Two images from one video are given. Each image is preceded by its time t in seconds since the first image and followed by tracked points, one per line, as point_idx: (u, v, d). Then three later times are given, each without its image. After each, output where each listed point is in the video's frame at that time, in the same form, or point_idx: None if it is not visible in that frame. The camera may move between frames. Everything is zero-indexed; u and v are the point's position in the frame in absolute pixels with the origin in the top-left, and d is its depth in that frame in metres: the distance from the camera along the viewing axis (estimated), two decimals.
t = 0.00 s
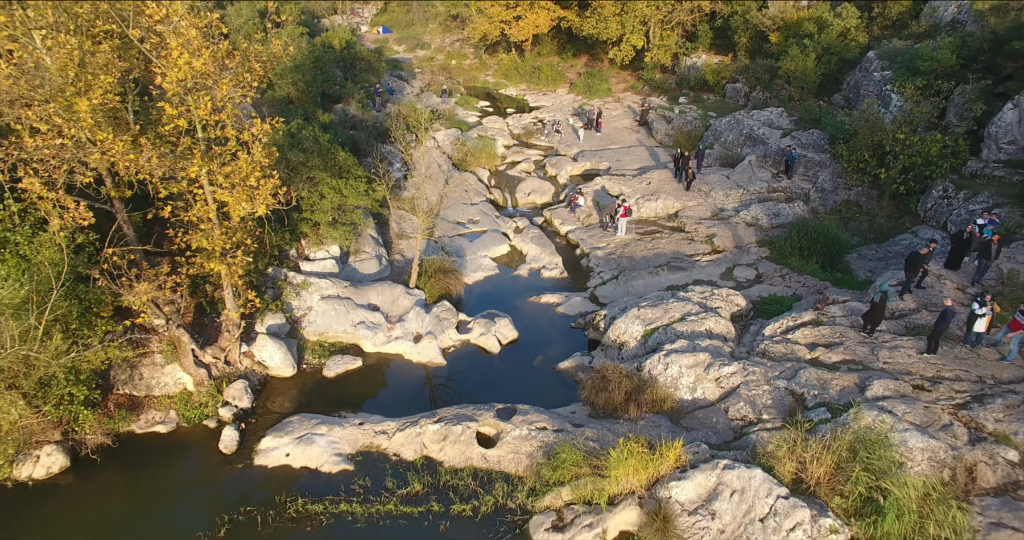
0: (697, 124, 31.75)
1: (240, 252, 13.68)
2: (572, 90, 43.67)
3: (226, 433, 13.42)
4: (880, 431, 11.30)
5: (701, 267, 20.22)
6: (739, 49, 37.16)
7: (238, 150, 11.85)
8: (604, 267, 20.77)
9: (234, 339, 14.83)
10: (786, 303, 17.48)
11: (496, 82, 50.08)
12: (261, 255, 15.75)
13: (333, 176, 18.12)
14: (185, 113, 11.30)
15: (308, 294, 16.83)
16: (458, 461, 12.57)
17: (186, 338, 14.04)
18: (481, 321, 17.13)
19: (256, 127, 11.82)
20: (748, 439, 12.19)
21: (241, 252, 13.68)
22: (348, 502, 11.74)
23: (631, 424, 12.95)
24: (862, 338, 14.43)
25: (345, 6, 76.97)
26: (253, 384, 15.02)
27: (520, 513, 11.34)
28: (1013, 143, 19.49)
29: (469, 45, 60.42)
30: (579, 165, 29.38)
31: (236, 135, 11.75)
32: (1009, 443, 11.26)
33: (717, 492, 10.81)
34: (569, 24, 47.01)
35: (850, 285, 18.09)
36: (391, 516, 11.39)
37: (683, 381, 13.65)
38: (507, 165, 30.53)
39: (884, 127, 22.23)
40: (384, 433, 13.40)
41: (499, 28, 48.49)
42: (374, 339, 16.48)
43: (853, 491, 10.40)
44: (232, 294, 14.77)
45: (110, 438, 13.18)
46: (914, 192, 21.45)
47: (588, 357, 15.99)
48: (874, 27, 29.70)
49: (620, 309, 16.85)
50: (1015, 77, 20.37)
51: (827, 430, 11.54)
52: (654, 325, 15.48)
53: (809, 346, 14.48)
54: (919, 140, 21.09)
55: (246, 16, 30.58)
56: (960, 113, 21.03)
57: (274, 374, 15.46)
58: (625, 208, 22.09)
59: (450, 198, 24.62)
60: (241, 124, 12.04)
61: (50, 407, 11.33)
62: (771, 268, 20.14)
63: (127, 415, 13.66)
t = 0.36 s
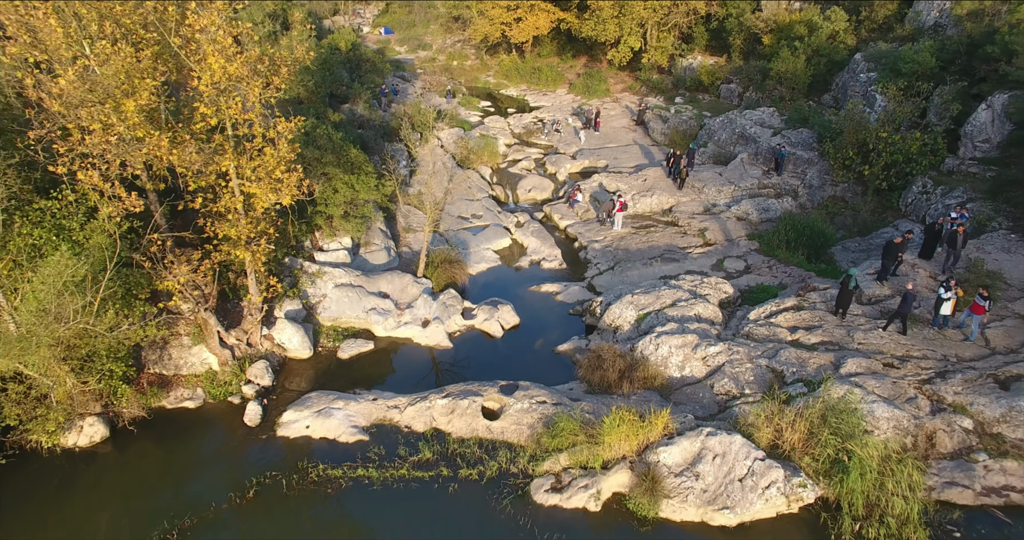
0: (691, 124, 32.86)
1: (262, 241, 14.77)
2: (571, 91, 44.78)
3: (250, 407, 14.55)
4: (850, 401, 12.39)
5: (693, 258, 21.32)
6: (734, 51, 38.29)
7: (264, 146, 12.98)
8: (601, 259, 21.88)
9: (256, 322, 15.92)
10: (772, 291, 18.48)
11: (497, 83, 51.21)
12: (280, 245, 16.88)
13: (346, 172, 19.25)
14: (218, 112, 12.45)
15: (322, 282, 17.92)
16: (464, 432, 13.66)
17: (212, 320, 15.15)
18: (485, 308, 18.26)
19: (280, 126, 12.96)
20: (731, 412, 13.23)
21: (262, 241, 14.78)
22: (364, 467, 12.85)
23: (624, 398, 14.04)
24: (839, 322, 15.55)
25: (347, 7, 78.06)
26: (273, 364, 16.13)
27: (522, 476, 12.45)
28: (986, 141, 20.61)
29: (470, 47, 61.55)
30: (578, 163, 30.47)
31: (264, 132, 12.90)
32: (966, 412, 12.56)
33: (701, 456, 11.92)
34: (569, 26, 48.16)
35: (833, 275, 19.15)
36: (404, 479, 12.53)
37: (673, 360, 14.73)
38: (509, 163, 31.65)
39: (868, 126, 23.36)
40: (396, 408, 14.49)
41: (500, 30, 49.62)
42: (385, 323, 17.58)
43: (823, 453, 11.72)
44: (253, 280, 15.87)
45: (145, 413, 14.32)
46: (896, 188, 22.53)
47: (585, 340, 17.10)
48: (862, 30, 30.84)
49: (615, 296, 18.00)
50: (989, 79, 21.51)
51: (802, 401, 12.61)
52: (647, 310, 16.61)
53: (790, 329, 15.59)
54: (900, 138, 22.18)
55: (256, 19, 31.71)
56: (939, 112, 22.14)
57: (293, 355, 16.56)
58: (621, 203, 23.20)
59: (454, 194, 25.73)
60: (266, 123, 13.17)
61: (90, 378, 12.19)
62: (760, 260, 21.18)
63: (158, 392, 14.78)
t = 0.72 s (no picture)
0: (687, 124, 33.85)
1: (280, 232, 15.70)
2: (571, 91, 45.76)
3: (269, 387, 15.54)
4: (827, 380, 13.36)
5: (687, 252, 22.30)
6: (729, 53, 39.31)
7: (284, 143, 13.92)
8: (599, 252, 22.86)
9: (272, 309, 16.89)
10: (760, 282, 19.35)
11: (498, 84, 52.25)
12: (294, 237, 17.87)
13: (356, 169, 20.33)
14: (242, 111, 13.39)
15: (334, 273, 18.89)
16: (469, 411, 14.62)
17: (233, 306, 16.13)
18: (488, 297, 19.25)
19: (300, 124, 13.90)
20: (718, 391, 14.17)
21: (280, 232, 15.70)
22: (377, 442, 13.82)
23: (618, 378, 15.02)
24: (821, 309, 16.54)
25: (349, 7, 79.04)
26: (288, 349, 17.10)
27: (523, 449, 13.42)
28: (966, 140, 21.52)
29: (471, 47, 62.59)
30: (577, 161, 31.46)
31: (284, 130, 13.83)
32: (935, 391, 13.62)
33: (689, 430, 12.89)
34: (568, 28, 49.21)
35: (819, 267, 20.05)
36: (414, 452, 13.49)
37: (665, 344, 15.70)
38: (510, 162, 32.63)
39: (855, 126, 24.34)
40: (405, 389, 15.46)
41: (501, 32, 50.63)
42: (394, 312, 18.56)
43: (801, 426, 12.75)
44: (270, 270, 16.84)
45: (171, 392, 15.35)
46: (881, 185, 23.48)
47: (583, 327, 18.07)
48: (852, 32, 31.86)
49: (612, 286, 18.99)
50: (969, 81, 22.53)
51: (784, 380, 13.57)
52: (641, 298, 17.60)
53: (775, 316, 16.56)
54: (885, 137, 23.15)
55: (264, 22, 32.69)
56: (923, 112, 23.13)
57: (306, 341, 17.54)
58: (617, 200, 24.17)
59: (457, 191, 26.70)
60: (287, 121, 14.12)
61: (123, 355, 13.14)
62: (750, 253, 22.06)
63: (182, 374, 15.75)
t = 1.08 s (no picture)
0: (683, 123, 34.94)
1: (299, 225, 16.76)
2: (570, 91, 46.81)
3: (287, 369, 16.64)
4: (807, 360, 14.45)
5: (681, 245, 23.38)
6: (725, 54, 40.44)
7: (304, 140, 14.98)
8: (597, 245, 23.95)
9: (290, 296, 17.97)
10: (749, 273, 20.21)
11: (499, 84, 53.35)
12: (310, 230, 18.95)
13: (367, 166, 21.40)
14: (266, 111, 14.48)
15: (346, 264, 19.96)
16: (476, 390, 15.71)
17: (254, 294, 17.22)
18: (492, 287, 20.36)
19: (319, 123, 14.96)
20: (707, 371, 15.23)
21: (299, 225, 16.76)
22: (390, 417, 14.91)
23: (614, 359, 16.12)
24: (805, 297, 17.64)
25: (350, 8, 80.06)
26: (304, 334, 18.20)
27: (526, 424, 14.52)
28: (945, 139, 22.62)
29: (472, 48, 63.66)
30: (576, 160, 32.56)
31: (305, 129, 14.89)
32: (906, 370, 14.76)
33: (679, 405, 13.98)
34: (568, 29, 50.25)
35: (806, 259, 21.02)
36: (425, 426, 14.59)
37: (658, 329, 16.78)
38: (511, 160, 33.73)
39: (843, 125, 25.45)
40: (415, 370, 16.55)
41: (502, 33, 51.70)
42: (403, 301, 19.66)
43: (782, 401, 13.86)
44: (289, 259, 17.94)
45: (197, 373, 16.51)
46: (867, 181, 24.55)
47: (581, 314, 19.18)
48: (842, 35, 32.98)
49: (609, 277, 20.10)
50: (949, 82, 23.67)
51: (767, 360, 14.67)
52: (637, 287, 18.70)
53: (762, 303, 17.64)
54: (870, 136, 24.21)
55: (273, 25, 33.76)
56: (906, 112, 24.25)
57: (321, 327, 18.63)
58: (615, 196, 25.33)
59: (461, 188, 27.79)
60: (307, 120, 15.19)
61: (155, 334, 14.27)
62: (742, 247, 22.97)
63: (206, 357, 16.84)
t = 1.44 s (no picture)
0: (679, 123, 36.03)
1: (314, 218, 17.82)
2: (570, 92, 47.89)
3: (304, 353, 17.73)
4: (790, 342, 15.52)
5: (675, 239, 24.45)
6: (721, 56, 41.53)
7: (321, 137, 16.03)
8: (595, 240, 25.03)
9: (305, 285, 19.06)
10: (740, 264, 21.30)
11: (500, 85, 54.47)
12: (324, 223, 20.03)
13: (376, 163, 22.50)
14: (286, 110, 15.54)
15: (357, 255, 21.02)
16: (481, 371, 16.79)
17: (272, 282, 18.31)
18: (496, 278, 21.45)
19: (335, 121, 16.02)
20: (697, 353, 16.28)
21: (314, 218, 17.83)
22: (402, 396, 16.03)
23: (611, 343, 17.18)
24: (791, 286, 18.72)
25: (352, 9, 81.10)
26: (319, 321, 19.27)
27: (528, 401, 15.62)
28: (926, 138, 23.64)
29: (473, 49, 64.77)
30: (576, 158, 33.65)
31: (322, 127, 15.91)
32: (883, 351, 15.86)
33: (671, 383, 15.05)
34: (568, 31, 51.30)
35: (794, 252, 22.06)
36: (434, 404, 15.69)
37: (652, 315, 17.84)
38: (513, 158, 34.81)
39: (831, 124, 26.55)
40: (424, 353, 17.62)
41: (503, 35, 52.74)
42: (411, 290, 20.73)
43: (766, 379, 14.96)
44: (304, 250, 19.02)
45: (219, 357, 17.62)
46: (854, 178, 25.57)
47: (580, 303, 20.26)
48: (833, 37, 34.07)
49: (607, 268, 21.19)
50: (932, 84, 24.77)
51: (753, 342, 15.73)
52: (632, 277, 19.79)
53: (750, 292, 18.71)
54: (857, 135, 25.26)
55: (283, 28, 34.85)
56: (891, 112, 25.35)
57: (334, 314, 19.70)
58: (612, 192, 26.47)
59: (465, 185, 28.89)
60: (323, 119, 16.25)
61: (182, 317, 15.38)
62: (734, 241, 23.95)
63: (227, 341, 17.96)
